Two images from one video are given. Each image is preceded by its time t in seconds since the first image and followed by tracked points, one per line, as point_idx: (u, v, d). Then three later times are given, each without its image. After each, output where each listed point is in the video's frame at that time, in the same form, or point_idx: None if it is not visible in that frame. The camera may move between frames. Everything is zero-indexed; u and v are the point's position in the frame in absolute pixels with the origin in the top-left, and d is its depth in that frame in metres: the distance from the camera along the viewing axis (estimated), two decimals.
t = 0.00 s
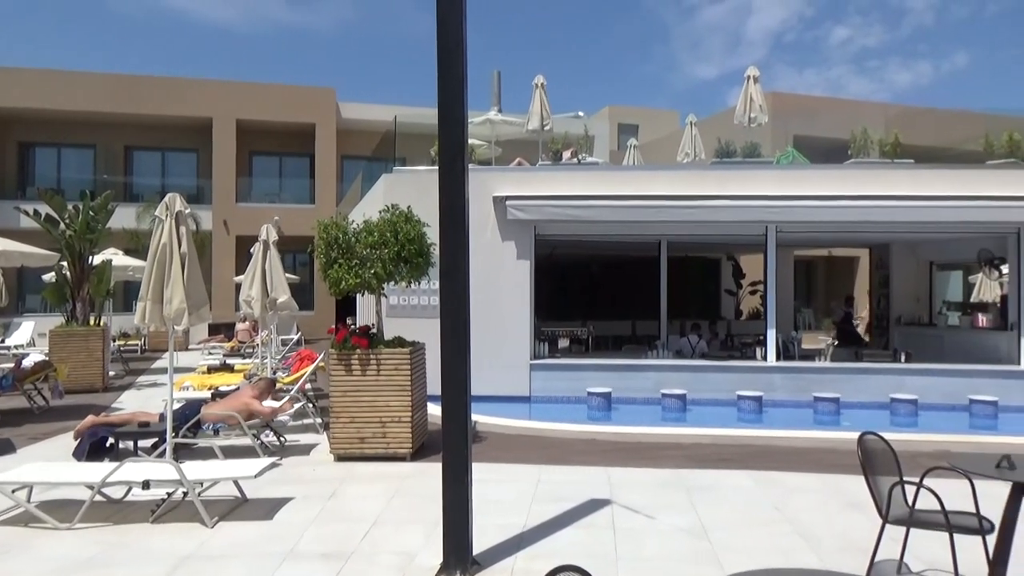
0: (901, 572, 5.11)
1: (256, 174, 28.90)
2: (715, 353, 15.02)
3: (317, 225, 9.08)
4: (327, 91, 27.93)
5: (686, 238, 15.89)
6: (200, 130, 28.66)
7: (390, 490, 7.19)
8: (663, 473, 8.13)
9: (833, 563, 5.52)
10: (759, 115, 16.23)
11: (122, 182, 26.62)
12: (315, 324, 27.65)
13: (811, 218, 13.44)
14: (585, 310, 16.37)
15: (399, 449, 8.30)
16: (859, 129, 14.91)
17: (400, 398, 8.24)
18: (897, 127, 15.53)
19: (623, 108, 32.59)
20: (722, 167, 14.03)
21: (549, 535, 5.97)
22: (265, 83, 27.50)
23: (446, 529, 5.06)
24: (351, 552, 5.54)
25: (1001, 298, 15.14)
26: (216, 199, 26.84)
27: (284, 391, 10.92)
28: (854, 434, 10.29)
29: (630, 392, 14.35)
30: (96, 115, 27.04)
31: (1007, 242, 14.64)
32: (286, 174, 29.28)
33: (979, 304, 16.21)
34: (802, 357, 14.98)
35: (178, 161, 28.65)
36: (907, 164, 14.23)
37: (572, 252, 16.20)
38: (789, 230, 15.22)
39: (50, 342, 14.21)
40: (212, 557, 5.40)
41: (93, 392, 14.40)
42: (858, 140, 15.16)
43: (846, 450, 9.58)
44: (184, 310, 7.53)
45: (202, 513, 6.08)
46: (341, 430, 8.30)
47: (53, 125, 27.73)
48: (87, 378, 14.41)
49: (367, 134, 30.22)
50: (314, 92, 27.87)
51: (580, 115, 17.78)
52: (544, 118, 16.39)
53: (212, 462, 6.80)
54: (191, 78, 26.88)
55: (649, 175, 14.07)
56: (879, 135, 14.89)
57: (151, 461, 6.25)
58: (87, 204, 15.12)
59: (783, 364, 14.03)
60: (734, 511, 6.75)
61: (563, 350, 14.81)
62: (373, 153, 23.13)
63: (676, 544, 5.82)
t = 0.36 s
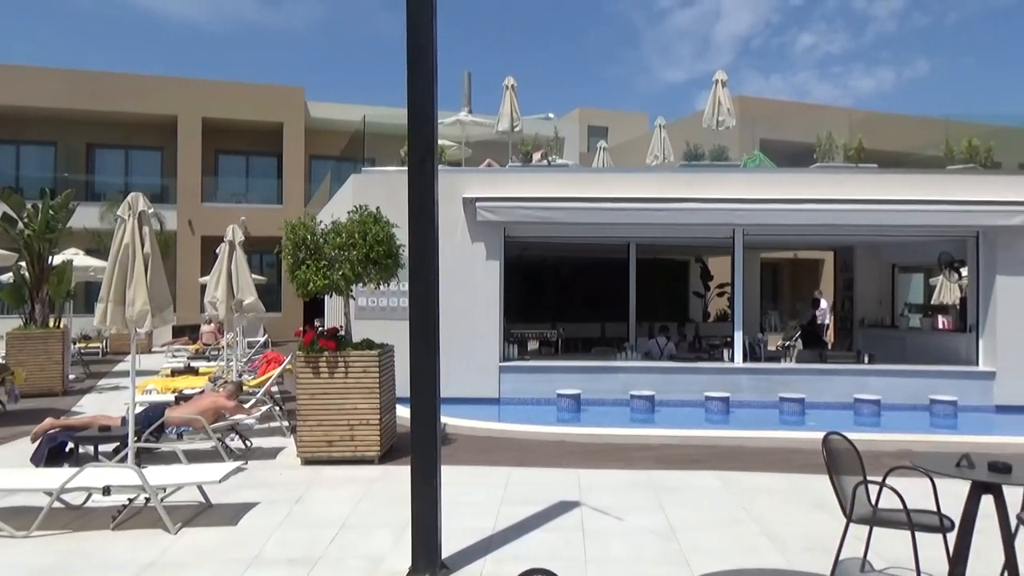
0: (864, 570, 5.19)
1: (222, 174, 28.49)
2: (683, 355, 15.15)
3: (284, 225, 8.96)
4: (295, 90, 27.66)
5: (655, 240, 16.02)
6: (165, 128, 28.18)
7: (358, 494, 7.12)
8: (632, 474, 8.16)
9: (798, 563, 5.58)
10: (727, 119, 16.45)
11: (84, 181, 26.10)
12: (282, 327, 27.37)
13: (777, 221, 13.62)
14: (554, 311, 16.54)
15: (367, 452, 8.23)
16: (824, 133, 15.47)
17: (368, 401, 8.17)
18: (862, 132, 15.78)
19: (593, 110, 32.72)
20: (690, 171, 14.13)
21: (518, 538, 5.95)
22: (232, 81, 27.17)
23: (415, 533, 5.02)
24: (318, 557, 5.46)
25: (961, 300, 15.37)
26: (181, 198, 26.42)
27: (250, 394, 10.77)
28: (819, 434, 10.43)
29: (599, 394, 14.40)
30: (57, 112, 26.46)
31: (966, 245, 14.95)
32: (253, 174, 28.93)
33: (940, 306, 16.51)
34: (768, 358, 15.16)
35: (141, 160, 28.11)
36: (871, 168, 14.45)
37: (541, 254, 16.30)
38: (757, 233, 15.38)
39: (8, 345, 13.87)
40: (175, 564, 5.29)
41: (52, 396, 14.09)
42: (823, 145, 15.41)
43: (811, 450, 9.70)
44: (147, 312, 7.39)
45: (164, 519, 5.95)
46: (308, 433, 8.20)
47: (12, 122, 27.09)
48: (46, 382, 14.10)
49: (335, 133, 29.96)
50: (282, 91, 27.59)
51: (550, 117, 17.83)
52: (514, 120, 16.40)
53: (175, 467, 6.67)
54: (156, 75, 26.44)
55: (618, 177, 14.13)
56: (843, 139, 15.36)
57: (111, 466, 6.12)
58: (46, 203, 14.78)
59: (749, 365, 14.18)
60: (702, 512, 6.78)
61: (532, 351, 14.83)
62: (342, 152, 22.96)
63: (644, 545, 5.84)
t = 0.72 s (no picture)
0: (827, 565, 5.27)
1: (183, 173, 27.99)
2: (648, 354, 15.28)
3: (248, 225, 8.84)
4: (258, 88, 27.33)
5: (621, 241, 16.14)
6: (123, 125, 27.60)
7: (324, 496, 7.05)
8: (598, 473, 8.20)
9: (763, 559, 5.66)
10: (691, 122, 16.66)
11: (39, 179, 25.46)
12: (245, 328, 27.00)
13: (740, 222, 13.82)
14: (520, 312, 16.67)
15: (332, 454, 8.15)
16: (785, 136, 15.73)
17: (333, 403, 8.09)
18: (822, 134, 16.08)
19: (558, 111, 32.86)
20: (657, 172, 14.23)
21: (486, 538, 5.94)
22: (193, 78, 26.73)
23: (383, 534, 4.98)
24: (284, 560, 5.39)
25: (916, 300, 15.74)
26: (140, 197, 25.90)
27: (212, 396, 10.60)
28: (781, 432, 10.59)
29: (565, 393, 14.43)
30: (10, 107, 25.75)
31: (921, 246, 15.30)
32: (214, 172, 28.49)
33: (897, 306, 16.85)
34: (731, 358, 15.36)
35: (99, 158, 27.49)
36: (831, 171, 14.71)
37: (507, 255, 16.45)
38: (721, 234, 15.55)
39: None
40: (136, 570, 5.18)
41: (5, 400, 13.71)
42: (785, 148, 15.70)
43: (774, 448, 9.84)
44: (106, 314, 7.24)
45: (125, 525, 5.83)
46: (272, 436, 8.10)
47: None
48: None
49: (298, 132, 29.64)
50: (245, 89, 27.24)
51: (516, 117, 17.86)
52: (481, 120, 16.38)
53: (135, 471, 6.54)
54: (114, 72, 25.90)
55: (585, 178, 14.17)
56: (805, 141, 15.63)
57: (70, 471, 5.97)
58: None
59: (714, 364, 14.34)
60: (668, 510, 6.84)
61: (499, 352, 14.89)
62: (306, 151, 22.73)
63: (611, 543, 5.88)
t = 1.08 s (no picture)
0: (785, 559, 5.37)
1: (138, 172, 27.43)
2: (611, 353, 15.39)
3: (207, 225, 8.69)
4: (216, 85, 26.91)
5: (583, 241, 16.24)
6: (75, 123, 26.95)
7: (285, 499, 6.98)
8: (562, 472, 8.24)
9: (725, 553, 5.74)
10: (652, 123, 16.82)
11: None
12: (203, 329, 26.57)
13: (701, 221, 14.01)
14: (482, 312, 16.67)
15: (294, 457, 8.06)
16: (744, 137, 15.96)
17: (295, 405, 8.00)
18: (780, 136, 16.36)
19: (521, 111, 32.91)
20: (619, 172, 14.32)
21: (450, 538, 5.93)
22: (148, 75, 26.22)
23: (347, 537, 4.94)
24: (245, 565, 5.33)
25: (870, 297, 16.08)
26: (93, 196, 25.33)
27: (170, 399, 10.41)
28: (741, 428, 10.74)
29: (528, 393, 14.46)
30: None
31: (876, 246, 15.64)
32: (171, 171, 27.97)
33: (852, 303, 17.18)
34: (692, 356, 15.55)
35: (50, 156, 26.80)
36: (789, 172, 14.96)
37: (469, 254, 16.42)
38: (681, 234, 15.72)
39: None
40: None
41: None
42: (743, 149, 15.96)
43: (734, 444, 9.98)
44: (59, 316, 7.05)
45: (79, 532, 5.70)
46: (233, 439, 7.98)
47: None
48: None
49: (257, 131, 29.23)
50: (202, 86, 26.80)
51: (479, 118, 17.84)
52: (443, 119, 16.32)
53: (91, 477, 6.40)
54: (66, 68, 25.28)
55: (547, 178, 14.20)
56: (763, 142, 15.92)
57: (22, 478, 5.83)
58: None
59: (675, 362, 14.49)
60: (631, 507, 6.90)
61: (462, 351, 14.86)
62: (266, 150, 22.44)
63: (575, 541, 5.91)
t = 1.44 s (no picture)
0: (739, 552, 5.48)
1: (86, 171, 26.75)
2: (569, 352, 15.49)
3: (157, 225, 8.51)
4: (166, 82, 26.37)
5: (541, 241, 16.32)
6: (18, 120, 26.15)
7: (241, 503, 6.89)
8: (520, 471, 8.28)
9: (681, 548, 5.83)
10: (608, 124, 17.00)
11: None
12: (154, 332, 26.03)
13: (657, 221, 14.18)
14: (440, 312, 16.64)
15: (249, 461, 7.96)
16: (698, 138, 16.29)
17: (250, 409, 7.88)
18: (732, 136, 16.67)
19: (478, 111, 32.92)
20: (576, 172, 14.42)
21: (409, 539, 5.93)
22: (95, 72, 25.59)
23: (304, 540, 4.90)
24: (199, 571, 5.25)
25: (820, 295, 16.46)
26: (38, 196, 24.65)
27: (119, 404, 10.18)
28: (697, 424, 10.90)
29: (486, 392, 14.47)
30: None
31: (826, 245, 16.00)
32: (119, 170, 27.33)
33: (803, 301, 17.52)
34: (648, 354, 15.74)
35: None
36: (742, 172, 15.21)
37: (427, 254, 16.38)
38: (638, 234, 15.89)
39: None
40: None
41: None
42: (698, 150, 16.24)
43: (689, 441, 10.13)
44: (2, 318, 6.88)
45: (25, 542, 5.55)
46: (186, 443, 7.85)
47: None
48: None
49: (209, 129, 28.73)
50: (152, 83, 26.25)
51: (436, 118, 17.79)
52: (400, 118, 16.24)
53: (37, 484, 6.24)
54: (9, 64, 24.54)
55: (505, 178, 14.22)
56: (716, 144, 16.21)
57: None
58: None
59: (631, 361, 14.64)
60: (589, 505, 6.97)
61: (420, 351, 14.82)
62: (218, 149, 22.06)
63: (533, 539, 5.95)
